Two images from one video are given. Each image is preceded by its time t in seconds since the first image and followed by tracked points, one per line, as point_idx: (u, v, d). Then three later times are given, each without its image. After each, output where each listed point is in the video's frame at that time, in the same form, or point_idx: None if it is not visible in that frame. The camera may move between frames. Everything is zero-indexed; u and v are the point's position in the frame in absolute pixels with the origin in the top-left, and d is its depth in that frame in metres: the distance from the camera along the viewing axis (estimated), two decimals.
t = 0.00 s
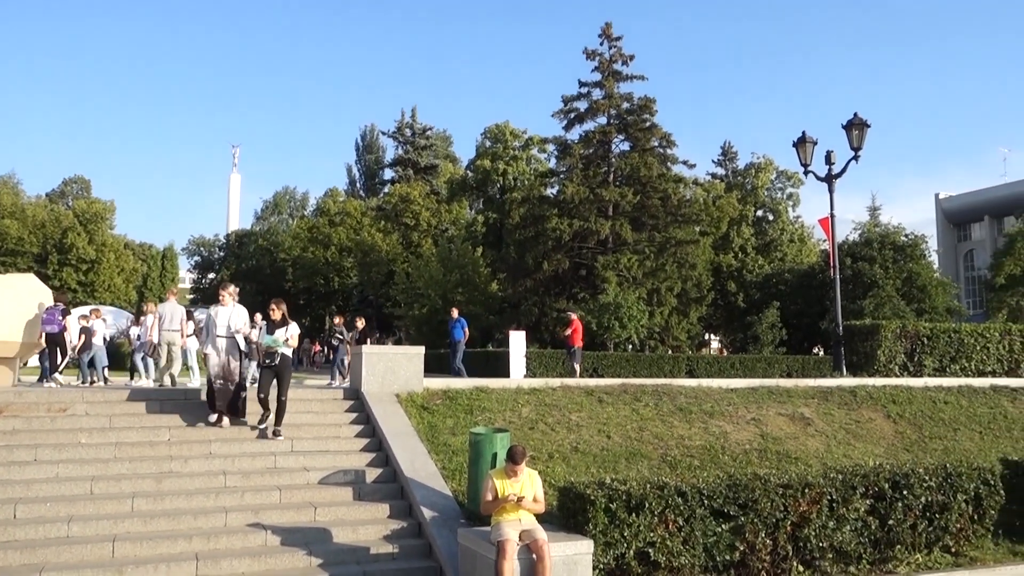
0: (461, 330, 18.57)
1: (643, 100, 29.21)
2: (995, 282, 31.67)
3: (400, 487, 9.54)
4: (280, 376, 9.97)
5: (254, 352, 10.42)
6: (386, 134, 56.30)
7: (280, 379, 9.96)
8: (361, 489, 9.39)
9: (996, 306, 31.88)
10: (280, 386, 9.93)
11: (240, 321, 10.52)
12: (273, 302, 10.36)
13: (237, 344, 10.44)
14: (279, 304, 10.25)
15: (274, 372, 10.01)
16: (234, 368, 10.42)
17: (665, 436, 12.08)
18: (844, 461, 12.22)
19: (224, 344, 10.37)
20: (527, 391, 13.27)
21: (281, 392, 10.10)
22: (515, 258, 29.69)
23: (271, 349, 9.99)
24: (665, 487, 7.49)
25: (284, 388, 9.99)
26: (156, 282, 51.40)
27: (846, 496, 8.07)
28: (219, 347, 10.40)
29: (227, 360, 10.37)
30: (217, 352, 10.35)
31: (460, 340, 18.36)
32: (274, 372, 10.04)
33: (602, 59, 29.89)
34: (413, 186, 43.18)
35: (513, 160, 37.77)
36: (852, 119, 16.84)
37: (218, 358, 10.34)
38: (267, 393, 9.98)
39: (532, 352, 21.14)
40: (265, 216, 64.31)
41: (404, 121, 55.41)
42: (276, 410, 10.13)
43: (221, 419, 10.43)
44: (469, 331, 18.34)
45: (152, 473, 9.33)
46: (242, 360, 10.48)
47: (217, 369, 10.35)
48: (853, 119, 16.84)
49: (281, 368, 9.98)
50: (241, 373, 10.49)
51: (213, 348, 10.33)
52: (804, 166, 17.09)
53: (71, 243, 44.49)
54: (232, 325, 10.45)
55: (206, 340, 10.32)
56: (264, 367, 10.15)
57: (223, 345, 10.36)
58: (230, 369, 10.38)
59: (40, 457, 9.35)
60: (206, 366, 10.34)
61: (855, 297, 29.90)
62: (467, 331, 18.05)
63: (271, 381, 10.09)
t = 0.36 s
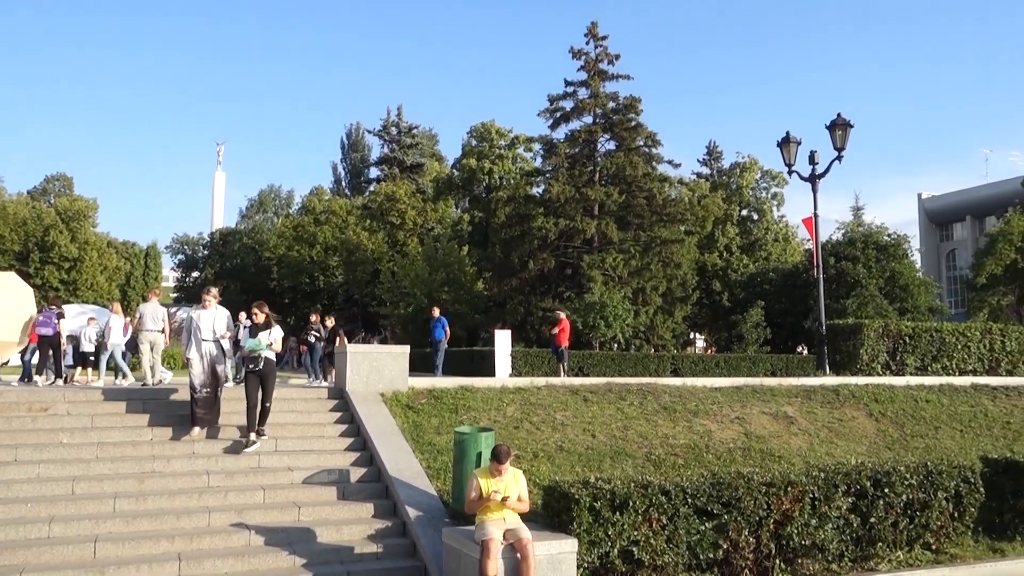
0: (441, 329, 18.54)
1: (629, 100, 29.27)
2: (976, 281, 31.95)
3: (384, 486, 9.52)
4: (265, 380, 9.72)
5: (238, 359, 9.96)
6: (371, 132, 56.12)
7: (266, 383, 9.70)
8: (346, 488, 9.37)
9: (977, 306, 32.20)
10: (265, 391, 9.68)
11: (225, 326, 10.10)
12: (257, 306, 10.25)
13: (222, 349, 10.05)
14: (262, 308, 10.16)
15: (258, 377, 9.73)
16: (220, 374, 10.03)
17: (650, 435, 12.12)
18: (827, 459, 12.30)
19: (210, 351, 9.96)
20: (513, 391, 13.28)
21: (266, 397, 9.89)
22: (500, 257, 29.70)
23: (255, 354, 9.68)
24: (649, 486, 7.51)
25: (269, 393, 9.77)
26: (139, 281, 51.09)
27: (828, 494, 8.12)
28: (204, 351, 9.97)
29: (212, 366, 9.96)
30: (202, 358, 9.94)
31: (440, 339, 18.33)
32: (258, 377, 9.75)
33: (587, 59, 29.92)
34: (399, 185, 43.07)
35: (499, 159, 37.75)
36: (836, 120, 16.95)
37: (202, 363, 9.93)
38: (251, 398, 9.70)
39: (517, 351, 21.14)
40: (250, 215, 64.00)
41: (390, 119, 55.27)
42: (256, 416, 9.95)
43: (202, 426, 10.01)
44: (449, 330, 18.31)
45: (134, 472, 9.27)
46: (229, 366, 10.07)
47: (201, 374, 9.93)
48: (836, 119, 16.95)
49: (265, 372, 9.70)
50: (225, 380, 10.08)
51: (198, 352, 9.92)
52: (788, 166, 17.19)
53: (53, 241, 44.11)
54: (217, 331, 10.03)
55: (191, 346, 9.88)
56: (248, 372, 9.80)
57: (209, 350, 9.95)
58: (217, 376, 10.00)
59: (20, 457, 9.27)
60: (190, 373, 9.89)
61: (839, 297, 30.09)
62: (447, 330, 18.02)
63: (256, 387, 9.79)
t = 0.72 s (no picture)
0: (423, 330, 18.55)
1: (615, 103, 29.35)
2: (958, 285, 32.23)
3: (368, 488, 9.51)
4: (246, 387, 9.59)
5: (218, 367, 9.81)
6: (357, 133, 55.97)
7: (246, 390, 9.58)
8: (330, 490, 9.35)
9: (958, 309, 32.53)
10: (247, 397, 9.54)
11: (203, 336, 10.00)
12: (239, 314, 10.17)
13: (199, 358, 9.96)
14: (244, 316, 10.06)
15: (239, 384, 9.58)
16: (196, 383, 9.95)
17: (634, 437, 12.15)
18: (809, 461, 12.38)
19: (186, 360, 9.86)
20: (497, 392, 13.28)
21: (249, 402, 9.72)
22: (486, 259, 29.70)
23: (234, 361, 9.56)
24: (632, 488, 7.54)
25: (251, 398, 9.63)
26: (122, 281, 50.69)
27: (811, 495, 8.18)
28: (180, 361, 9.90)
29: (188, 376, 9.88)
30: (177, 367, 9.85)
31: (422, 340, 18.33)
32: (239, 384, 9.62)
33: (574, 61, 29.98)
34: (385, 186, 42.97)
35: (485, 160, 37.76)
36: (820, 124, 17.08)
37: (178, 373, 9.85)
38: (234, 405, 9.57)
39: (502, 353, 21.14)
40: (235, 215, 63.69)
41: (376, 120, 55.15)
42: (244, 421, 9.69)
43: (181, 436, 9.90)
44: (431, 331, 18.32)
45: (116, 474, 9.21)
46: (205, 375, 10.02)
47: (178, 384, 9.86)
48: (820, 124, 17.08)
49: (246, 379, 9.60)
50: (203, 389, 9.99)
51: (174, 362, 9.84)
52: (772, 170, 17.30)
53: (35, 241, 43.68)
54: (194, 341, 9.94)
55: (165, 356, 9.78)
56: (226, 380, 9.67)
57: (186, 359, 9.86)
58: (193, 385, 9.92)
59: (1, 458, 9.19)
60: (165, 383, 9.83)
61: (822, 300, 30.29)
62: (429, 331, 18.00)
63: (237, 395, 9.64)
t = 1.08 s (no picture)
0: (404, 333, 18.47)
1: (600, 106, 29.41)
2: (938, 289, 32.50)
3: (350, 491, 9.46)
4: (230, 404, 9.37)
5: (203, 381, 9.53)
6: (341, 134, 55.80)
7: (231, 407, 9.36)
8: (311, 493, 9.30)
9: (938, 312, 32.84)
10: (230, 415, 9.31)
11: (182, 347, 9.70)
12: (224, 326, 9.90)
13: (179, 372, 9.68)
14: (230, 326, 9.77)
15: (223, 401, 9.40)
16: (176, 398, 9.59)
17: (617, 439, 12.17)
18: (792, 464, 12.44)
19: (164, 374, 9.62)
20: (480, 395, 13.26)
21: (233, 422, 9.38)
22: (470, 261, 29.68)
23: (217, 376, 9.31)
24: (616, 490, 7.54)
25: (235, 418, 9.34)
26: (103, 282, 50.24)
27: (792, 498, 8.21)
28: (160, 375, 9.63)
29: (168, 390, 9.61)
30: (157, 381, 9.60)
31: (403, 343, 18.26)
32: (224, 401, 9.43)
33: (558, 65, 30.04)
34: (369, 188, 42.83)
35: (469, 163, 37.71)
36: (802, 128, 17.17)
37: (158, 388, 9.57)
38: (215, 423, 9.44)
39: (487, 356, 21.09)
40: (218, 216, 63.32)
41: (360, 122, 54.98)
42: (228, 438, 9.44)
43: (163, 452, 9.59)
44: (412, 333, 18.25)
45: (95, 478, 9.11)
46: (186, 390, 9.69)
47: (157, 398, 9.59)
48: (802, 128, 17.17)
49: (231, 396, 9.36)
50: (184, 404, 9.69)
51: (153, 376, 9.59)
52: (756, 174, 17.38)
53: (14, 241, 43.19)
54: (174, 353, 9.65)
55: (144, 370, 9.58)
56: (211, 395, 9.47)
57: (165, 373, 9.60)
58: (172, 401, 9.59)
59: None
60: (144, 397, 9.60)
61: (804, 303, 30.48)
62: (411, 334, 17.93)
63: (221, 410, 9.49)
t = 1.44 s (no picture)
0: (378, 335, 18.37)
1: (582, 109, 29.50)
2: (917, 292, 32.83)
3: (331, 494, 9.42)
4: (210, 413, 9.06)
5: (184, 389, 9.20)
6: (324, 136, 55.61)
7: (211, 416, 9.06)
8: (291, 496, 9.24)
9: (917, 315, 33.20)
10: (210, 424, 9.02)
11: (156, 352, 9.39)
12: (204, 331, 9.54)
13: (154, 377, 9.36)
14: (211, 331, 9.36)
15: (203, 409, 9.05)
16: (151, 405, 9.31)
17: (599, 442, 12.19)
18: (772, 466, 12.52)
19: (138, 379, 9.28)
20: (463, 398, 13.24)
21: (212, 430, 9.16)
22: (453, 264, 29.65)
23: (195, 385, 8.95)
24: (597, 493, 7.56)
25: (215, 427, 9.12)
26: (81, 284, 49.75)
27: (772, 500, 8.26)
28: (134, 381, 9.27)
29: (143, 397, 9.26)
30: (131, 388, 9.23)
31: (376, 346, 18.16)
32: (203, 408, 9.07)
33: (542, 68, 30.09)
34: (351, 190, 42.68)
35: (452, 165, 37.67)
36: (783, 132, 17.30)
37: (132, 395, 9.21)
38: (194, 431, 8.95)
39: (469, 358, 21.05)
40: (199, 218, 62.91)
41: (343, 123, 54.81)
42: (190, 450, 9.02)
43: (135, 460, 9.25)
44: (386, 335, 18.14)
45: (72, 482, 9.01)
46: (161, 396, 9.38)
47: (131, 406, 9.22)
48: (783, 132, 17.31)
49: (210, 403, 9.03)
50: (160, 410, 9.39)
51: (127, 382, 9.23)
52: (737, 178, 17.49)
53: None
54: (147, 358, 9.35)
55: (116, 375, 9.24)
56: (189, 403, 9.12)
57: (139, 379, 9.25)
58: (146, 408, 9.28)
59: None
60: (117, 403, 9.19)
61: (785, 306, 30.69)
62: (384, 335, 17.78)
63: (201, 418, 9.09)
